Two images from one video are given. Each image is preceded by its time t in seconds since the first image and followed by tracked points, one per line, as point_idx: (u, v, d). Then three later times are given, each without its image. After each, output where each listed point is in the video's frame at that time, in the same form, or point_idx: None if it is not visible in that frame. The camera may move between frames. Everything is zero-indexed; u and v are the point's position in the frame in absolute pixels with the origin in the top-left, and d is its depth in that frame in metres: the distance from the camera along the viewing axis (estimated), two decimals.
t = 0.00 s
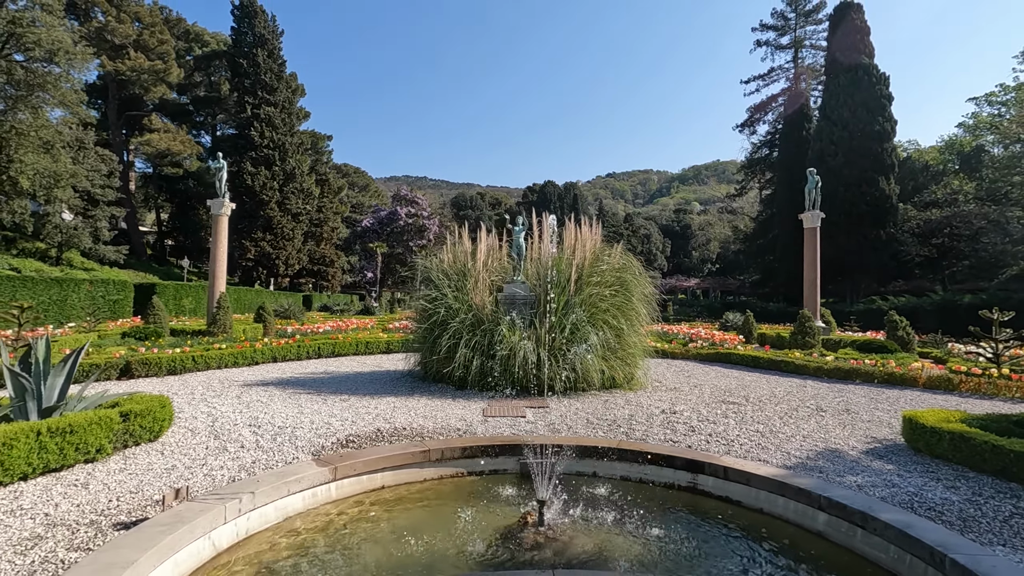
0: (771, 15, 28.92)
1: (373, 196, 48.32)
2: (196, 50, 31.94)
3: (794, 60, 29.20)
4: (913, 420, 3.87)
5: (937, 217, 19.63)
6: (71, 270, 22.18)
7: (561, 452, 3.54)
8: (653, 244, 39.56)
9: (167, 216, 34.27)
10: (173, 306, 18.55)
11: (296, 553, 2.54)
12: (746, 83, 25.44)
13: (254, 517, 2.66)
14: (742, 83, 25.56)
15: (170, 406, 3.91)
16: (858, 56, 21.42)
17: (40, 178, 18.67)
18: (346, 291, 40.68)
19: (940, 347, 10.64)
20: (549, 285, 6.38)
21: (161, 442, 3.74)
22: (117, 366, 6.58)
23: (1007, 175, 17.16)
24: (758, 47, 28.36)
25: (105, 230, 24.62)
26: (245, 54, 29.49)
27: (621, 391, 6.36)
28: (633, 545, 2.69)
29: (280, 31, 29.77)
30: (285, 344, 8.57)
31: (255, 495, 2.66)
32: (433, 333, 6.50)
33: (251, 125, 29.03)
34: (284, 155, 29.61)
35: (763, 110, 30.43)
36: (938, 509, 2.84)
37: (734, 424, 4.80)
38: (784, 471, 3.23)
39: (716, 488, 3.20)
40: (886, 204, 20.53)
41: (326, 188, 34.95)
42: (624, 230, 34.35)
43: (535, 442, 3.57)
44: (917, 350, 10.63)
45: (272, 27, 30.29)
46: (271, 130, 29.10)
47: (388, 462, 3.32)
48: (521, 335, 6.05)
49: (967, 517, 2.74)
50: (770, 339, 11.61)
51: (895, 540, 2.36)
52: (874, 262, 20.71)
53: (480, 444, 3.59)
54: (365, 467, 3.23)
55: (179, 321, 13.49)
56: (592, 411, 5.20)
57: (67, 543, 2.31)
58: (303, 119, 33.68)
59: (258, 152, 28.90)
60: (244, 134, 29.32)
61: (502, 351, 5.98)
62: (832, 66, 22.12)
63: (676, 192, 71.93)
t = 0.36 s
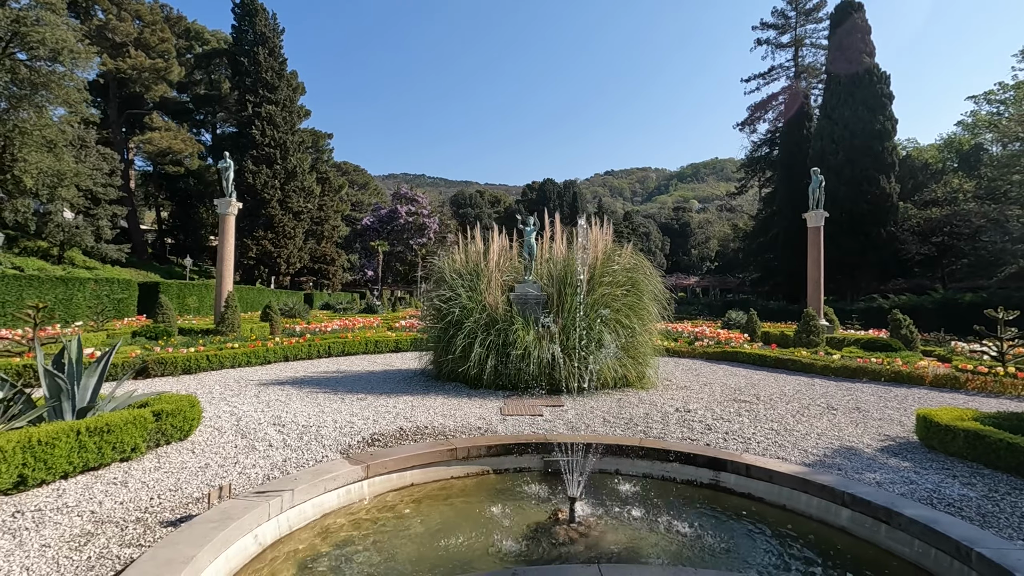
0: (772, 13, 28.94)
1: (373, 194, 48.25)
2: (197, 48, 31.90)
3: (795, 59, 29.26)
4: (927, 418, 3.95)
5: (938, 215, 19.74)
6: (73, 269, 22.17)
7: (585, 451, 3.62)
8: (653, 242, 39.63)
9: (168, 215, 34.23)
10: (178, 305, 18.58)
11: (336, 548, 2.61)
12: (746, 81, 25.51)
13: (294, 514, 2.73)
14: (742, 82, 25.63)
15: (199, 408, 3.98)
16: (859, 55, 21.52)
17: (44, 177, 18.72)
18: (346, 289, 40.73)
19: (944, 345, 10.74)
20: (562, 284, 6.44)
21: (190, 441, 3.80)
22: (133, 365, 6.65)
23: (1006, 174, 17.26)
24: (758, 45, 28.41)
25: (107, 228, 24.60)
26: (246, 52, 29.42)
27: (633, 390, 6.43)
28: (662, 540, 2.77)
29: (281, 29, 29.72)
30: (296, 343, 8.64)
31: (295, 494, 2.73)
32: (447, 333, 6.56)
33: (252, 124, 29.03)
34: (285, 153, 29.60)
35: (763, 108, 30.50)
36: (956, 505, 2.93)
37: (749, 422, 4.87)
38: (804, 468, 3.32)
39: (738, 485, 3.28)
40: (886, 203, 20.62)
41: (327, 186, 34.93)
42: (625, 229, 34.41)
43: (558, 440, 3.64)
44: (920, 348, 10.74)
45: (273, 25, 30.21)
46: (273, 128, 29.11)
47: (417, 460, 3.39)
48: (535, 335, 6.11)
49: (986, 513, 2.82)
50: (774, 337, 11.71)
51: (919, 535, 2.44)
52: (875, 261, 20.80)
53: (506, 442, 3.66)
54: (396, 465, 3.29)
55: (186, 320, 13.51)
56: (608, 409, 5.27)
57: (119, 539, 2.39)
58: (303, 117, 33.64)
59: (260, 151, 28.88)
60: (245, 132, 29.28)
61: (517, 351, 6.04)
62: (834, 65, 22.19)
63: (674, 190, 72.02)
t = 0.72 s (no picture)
0: (772, 13, 28.99)
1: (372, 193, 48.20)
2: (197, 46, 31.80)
3: (795, 59, 29.32)
4: (946, 413, 3.98)
5: (938, 215, 19.82)
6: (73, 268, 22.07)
7: (607, 446, 3.63)
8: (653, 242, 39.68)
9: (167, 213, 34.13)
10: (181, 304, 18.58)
11: (374, 541, 2.62)
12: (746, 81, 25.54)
13: (327, 507, 2.74)
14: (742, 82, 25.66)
15: (221, 403, 3.99)
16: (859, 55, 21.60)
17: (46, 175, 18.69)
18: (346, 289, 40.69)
19: (948, 343, 10.79)
20: (574, 281, 6.44)
21: (212, 437, 3.80)
22: (144, 362, 6.63)
23: (1006, 173, 17.34)
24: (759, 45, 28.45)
25: (107, 227, 24.52)
26: (246, 50, 29.32)
27: (646, 386, 6.43)
28: (693, 533, 2.78)
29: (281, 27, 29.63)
30: (305, 341, 8.65)
31: (329, 486, 2.75)
32: (460, 331, 6.56)
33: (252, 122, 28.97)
34: (285, 152, 29.52)
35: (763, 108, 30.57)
36: (982, 497, 2.96)
37: (765, 419, 4.90)
38: (828, 462, 3.34)
39: (763, 479, 3.30)
40: (887, 203, 20.64)
41: (327, 185, 34.86)
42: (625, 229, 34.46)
43: (581, 436, 3.65)
44: (925, 346, 10.79)
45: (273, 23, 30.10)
46: (273, 127, 29.03)
47: (443, 455, 3.41)
48: (548, 331, 6.12)
49: (1013, 505, 2.85)
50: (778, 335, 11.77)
51: (951, 526, 2.47)
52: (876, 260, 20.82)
53: (530, 438, 3.68)
54: (423, 459, 3.31)
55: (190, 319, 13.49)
56: (623, 406, 5.29)
57: (158, 531, 2.40)
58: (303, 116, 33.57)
59: (260, 149, 28.80)
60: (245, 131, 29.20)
61: (530, 348, 6.04)
62: (835, 64, 22.26)
63: (672, 189, 72.16)
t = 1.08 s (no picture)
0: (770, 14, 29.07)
1: (369, 192, 48.08)
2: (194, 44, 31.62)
3: (793, 59, 29.44)
4: (965, 412, 4.01)
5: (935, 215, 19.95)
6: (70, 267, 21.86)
7: (630, 445, 3.64)
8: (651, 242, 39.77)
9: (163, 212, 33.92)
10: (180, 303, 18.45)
11: (408, 541, 2.61)
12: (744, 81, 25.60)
13: (359, 507, 2.73)
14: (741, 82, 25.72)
15: (240, 403, 3.98)
16: (858, 56, 21.74)
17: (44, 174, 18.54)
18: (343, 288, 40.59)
19: (950, 343, 10.86)
20: (586, 280, 6.43)
21: (233, 437, 3.77)
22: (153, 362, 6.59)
23: (1002, 174, 17.52)
24: (757, 46, 28.56)
25: (104, 226, 24.31)
26: (244, 48, 29.16)
27: (658, 386, 6.42)
28: (723, 531, 2.78)
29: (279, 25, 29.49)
30: (311, 340, 8.61)
31: (362, 486, 2.74)
32: (471, 330, 6.54)
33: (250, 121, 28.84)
34: (284, 151, 29.39)
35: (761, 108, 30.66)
36: (1010, 496, 2.97)
37: (781, 418, 4.90)
38: (852, 461, 3.35)
39: (789, 478, 3.31)
40: (885, 203, 20.67)
41: (325, 184, 34.77)
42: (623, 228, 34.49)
43: (604, 435, 3.66)
44: (927, 345, 10.86)
45: (271, 22, 29.95)
46: (271, 126, 28.87)
47: (469, 454, 3.40)
48: (560, 329, 6.11)
49: None
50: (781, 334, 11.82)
51: (987, 525, 2.48)
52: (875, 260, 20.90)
53: (554, 437, 3.67)
54: (449, 459, 3.30)
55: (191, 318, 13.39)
56: (637, 405, 5.29)
57: (194, 532, 2.38)
58: (301, 115, 33.43)
59: (258, 148, 28.67)
60: (243, 129, 29.06)
61: (543, 347, 6.02)
62: (834, 65, 22.36)
63: (667, 189, 72.43)
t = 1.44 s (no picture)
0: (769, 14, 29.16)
1: (367, 192, 48.01)
2: (192, 43, 31.50)
3: (791, 59, 29.55)
4: (980, 412, 4.04)
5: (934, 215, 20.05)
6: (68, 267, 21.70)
7: (649, 445, 3.65)
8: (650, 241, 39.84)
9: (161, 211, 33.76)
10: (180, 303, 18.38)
11: (440, 542, 2.62)
12: (744, 81, 25.70)
13: (388, 508, 2.73)
14: (740, 82, 25.81)
15: (258, 405, 3.99)
16: (856, 56, 21.84)
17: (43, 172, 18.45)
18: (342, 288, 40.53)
19: (952, 342, 10.93)
20: (596, 280, 6.44)
21: (253, 439, 3.77)
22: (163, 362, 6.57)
23: (999, 174, 17.65)
24: (755, 46, 28.68)
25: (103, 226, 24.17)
26: (243, 47, 29.06)
27: (669, 385, 6.43)
28: (749, 530, 2.80)
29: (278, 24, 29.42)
30: (318, 340, 8.60)
31: (391, 487, 2.74)
32: (482, 331, 6.53)
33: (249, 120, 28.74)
34: (283, 150, 29.32)
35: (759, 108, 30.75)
36: None
37: (794, 418, 4.92)
38: (872, 461, 3.37)
39: (810, 478, 3.33)
40: (884, 202, 20.66)
41: (324, 183, 34.71)
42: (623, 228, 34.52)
43: (624, 435, 3.67)
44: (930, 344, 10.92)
45: (270, 20, 29.87)
46: (270, 124, 28.79)
47: (492, 455, 3.40)
48: (571, 329, 6.11)
49: None
50: (783, 334, 11.87)
51: (1016, 524, 2.50)
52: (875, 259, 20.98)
53: (574, 437, 3.67)
54: (472, 459, 3.30)
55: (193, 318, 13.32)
56: (650, 405, 5.30)
57: (228, 533, 2.38)
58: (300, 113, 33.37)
59: (257, 147, 28.58)
60: (241, 128, 28.96)
61: (554, 347, 6.02)
62: (833, 65, 22.45)
63: (664, 188, 72.68)
